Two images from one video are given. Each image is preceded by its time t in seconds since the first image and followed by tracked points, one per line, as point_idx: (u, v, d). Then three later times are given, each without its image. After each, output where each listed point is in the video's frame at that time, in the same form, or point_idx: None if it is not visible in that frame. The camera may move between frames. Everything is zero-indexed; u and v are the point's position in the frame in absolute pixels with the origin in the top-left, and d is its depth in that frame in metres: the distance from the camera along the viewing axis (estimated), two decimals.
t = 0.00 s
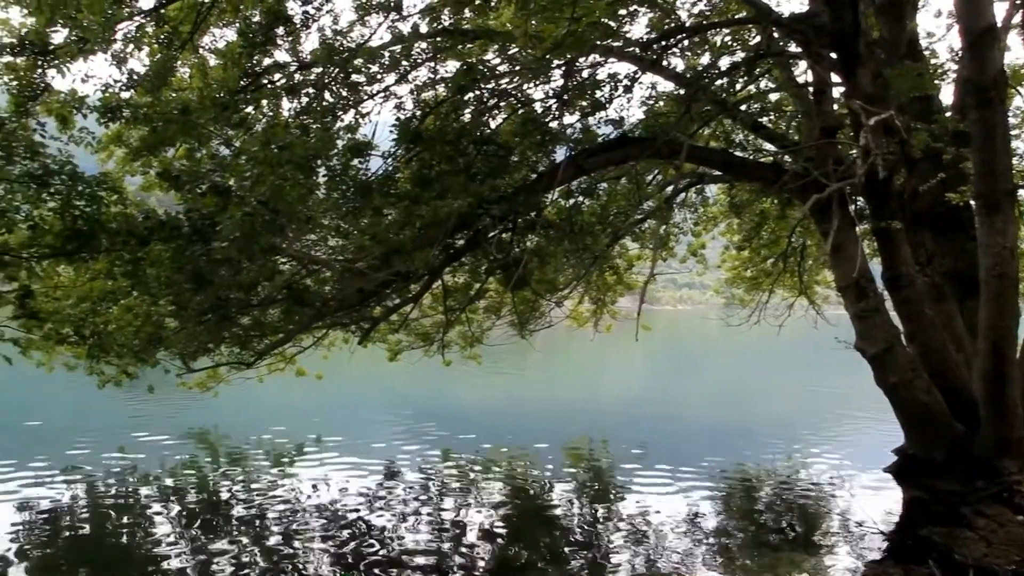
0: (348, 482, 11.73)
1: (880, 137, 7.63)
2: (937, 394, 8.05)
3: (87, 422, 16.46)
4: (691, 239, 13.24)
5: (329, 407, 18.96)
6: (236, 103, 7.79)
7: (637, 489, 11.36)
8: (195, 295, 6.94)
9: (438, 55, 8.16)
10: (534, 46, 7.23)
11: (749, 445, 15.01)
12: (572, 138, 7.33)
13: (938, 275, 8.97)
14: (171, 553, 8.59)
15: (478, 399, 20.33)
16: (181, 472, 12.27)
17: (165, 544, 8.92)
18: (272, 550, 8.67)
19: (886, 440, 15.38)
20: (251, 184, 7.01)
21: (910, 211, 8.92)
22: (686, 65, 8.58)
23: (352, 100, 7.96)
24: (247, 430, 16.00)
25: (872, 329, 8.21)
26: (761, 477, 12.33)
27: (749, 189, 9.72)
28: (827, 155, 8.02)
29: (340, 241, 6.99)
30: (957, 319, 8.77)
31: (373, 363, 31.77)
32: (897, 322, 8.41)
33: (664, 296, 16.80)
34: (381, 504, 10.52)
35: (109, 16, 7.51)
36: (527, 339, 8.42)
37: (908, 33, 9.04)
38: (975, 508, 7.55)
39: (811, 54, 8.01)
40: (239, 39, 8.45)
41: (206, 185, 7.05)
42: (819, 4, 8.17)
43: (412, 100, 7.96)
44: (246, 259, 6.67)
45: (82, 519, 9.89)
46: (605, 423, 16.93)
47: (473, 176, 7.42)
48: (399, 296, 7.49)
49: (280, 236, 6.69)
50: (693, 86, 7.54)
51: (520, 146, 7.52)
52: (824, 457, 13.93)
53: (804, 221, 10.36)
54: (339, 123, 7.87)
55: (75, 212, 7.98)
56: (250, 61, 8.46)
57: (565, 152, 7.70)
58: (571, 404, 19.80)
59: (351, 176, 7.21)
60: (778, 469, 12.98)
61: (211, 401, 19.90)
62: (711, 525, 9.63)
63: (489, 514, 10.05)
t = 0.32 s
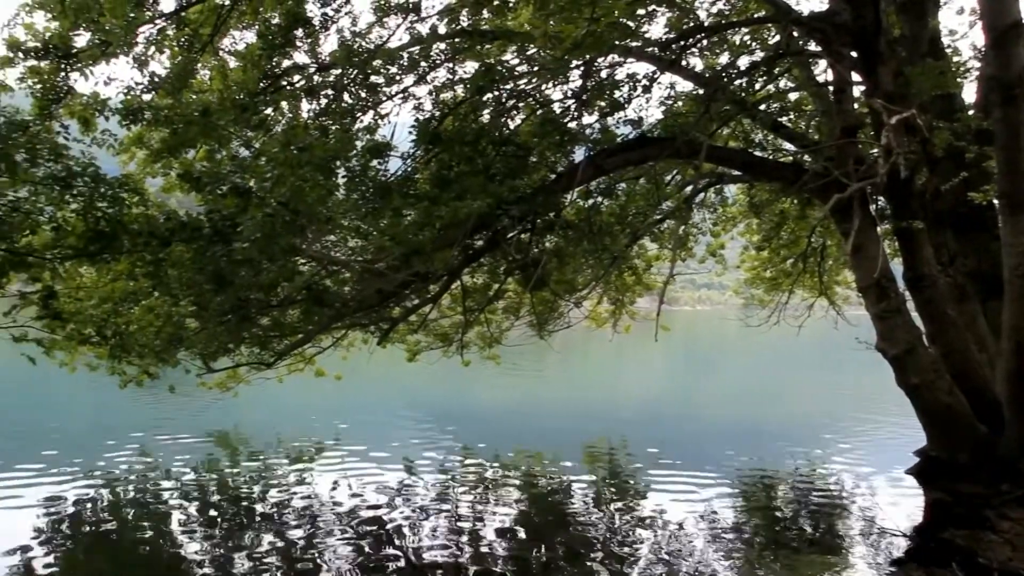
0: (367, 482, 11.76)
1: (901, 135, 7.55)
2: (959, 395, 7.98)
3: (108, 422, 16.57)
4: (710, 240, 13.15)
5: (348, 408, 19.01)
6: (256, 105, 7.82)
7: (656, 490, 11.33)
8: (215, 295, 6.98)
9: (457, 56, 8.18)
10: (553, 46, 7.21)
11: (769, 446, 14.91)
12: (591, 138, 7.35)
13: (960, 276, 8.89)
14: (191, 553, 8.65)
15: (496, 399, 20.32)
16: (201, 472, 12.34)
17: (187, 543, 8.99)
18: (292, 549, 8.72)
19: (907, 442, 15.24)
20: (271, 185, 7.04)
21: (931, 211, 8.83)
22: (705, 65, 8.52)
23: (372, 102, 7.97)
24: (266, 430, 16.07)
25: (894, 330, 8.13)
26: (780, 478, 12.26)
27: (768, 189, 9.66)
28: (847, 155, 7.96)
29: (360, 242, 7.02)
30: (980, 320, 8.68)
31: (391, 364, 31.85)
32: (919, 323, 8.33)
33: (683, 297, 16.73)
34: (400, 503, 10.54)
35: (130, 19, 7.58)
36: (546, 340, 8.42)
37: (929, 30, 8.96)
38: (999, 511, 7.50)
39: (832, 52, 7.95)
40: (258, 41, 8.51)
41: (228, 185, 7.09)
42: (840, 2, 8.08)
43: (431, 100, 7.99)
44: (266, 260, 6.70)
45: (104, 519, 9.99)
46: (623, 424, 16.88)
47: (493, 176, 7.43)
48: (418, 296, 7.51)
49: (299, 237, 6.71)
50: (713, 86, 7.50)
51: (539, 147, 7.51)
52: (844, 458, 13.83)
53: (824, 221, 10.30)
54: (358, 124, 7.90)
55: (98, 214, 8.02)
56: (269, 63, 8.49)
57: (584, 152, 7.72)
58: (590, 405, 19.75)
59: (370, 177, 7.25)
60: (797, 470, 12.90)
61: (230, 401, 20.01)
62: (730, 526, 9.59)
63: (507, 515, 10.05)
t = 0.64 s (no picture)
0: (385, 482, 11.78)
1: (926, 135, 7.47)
2: (982, 398, 8.16)
3: (129, 421, 16.68)
4: (732, 240, 12.68)
5: (366, 408, 19.05)
6: (276, 106, 7.86)
7: (675, 492, 11.27)
8: (236, 296, 7.01)
9: (476, 57, 8.20)
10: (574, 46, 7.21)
11: (789, 448, 14.80)
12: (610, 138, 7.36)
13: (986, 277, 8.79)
14: (213, 552, 8.71)
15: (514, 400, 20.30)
16: (221, 471, 12.41)
17: (207, 542, 9.05)
18: (312, 548, 8.77)
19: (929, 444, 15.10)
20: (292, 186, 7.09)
21: (956, 212, 8.62)
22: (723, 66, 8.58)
23: (391, 102, 8.00)
24: (285, 430, 16.11)
25: (916, 331, 8.10)
26: (800, 480, 12.18)
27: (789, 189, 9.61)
28: (870, 154, 7.89)
29: (379, 242, 6.93)
30: (1006, 322, 8.63)
31: (409, 364, 31.87)
32: (942, 325, 8.30)
33: (702, 298, 16.64)
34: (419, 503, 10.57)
35: (153, 22, 7.64)
36: (566, 340, 8.42)
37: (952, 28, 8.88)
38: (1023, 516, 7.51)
39: (854, 52, 7.92)
40: (279, 42, 8.56)
41: (249, 186, 7.22)
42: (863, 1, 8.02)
43: (450, 101, 8.02)
44: (287, 261, 6.73)
45: (125, 517, 10.07)
46: (641, 425, 16.82)
47: (512, 176, 7.41)
48: (438, 296, 7.53)
49: (321, 237, 6.73)
50: (733, 86, 7.46)
51: (558, 147, 7.48)
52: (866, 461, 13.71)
53: (845, 222, 10.26)
54: (378, 125, 7.94)
55: (121, 215, 8.06)
56: (290, 64, 8.53)
57: (605, 152, 7.73)
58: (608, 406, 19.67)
59: (390, 177, 7.28)
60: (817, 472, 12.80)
61: (249, 401, 20.09)
62: (749, 528, 9.55)
63: (526, 515, 10.04)
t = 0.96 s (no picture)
0: (403, 480, 11.81)
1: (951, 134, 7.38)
2: (1006, 400, 8.00)
3: (149, 418, 16.79)
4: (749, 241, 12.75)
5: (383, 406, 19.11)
6: (296, 104, 7.90)
7: (693, 493, 11.24)
8: (257, 293, 7.04)
9: (496, 56, 8.20)
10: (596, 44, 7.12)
11: (809, 450, 14.68)
12: (631, 137, 7.32)
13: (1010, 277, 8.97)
14: (232, 547, 8.77)
15: (531, 399, 20.29)
16: (241, 468, 12.48)
17: (227, 537, 9.11)
18: (330, 545, 8.81)
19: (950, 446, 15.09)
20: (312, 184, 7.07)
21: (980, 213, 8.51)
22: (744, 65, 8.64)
23: (411, 101, 8.05)
24: (304, 428, 16.13)
25: (939, 332, 8.00)
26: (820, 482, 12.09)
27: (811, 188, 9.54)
28: (892, 153, 7.83)
29: (399, 241, 6.97)
30: None
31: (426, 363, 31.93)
32: (965, 326, 8.22)
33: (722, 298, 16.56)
34: (437, 501, 10.59)
35: (176, 20, 7.78)
36: (585, 340, 8.41)
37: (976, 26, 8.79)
38: None
39: (877, 50, 7.88)
40: (300, 41, 8.59)
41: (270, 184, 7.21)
42: None
43: (470, 100, 8.04)
44: (307, 259, 6.76)
45: (145, 512, 10.14)
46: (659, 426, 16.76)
47: (532, 175, 7.36)
48: (457, 295, 7.54)
49: (341, 235, 6.73)
50: (755, 85, 7.41)
51: (579, 146, 7.49)
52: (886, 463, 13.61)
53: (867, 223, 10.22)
54: (398, 124, 7.96)
55: (143, 212, 8.11)
56: (311, 63, 8.57)
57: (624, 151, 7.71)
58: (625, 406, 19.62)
59: (411, 176, 7.30)
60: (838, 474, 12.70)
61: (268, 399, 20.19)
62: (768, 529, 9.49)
63: (544, 514, 10.04)
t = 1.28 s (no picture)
0: (422, 478, 11.83)
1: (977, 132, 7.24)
2: None
3: (170, 415, 16.92)
4: (772, 239, 12.44)
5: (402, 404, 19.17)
6: (317, 102, 7.91)
7: (712, 492, 11.19)
8: (278, 291, 7.06)
9: (516, 54, 8.19)
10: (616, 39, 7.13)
11: (829, 450, 14.60)
12: (651, 136, 7.31)
13: None
14: (253, 543, 8.84)
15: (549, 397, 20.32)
16: (260, 465, 12.55)
17: (247, 534, 9.16)
18: (349, 542, 8.87)
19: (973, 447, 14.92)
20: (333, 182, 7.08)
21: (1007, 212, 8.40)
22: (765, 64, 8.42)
23: (430, 99, 7.98)
24: (323, 425, 16.19)
25: (963, 332, 7.92)
26: (841, 483, 12.01)
27: (833, 186, 9.47)
28: (915, 151, 7.79)
29: (420, 239, 7.06)
30: None
31: (444, 360, 31.99)
32: (990, 326, 8.12)
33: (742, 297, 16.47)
34: (456, 499, 10.61)
35: (198, 20, 7.90)
36: (604, 338, 8.41)
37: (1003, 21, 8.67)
38: None
39: (900, 46, 7.84)
40: (320, 39, 8.63)
41: (291, 181, 7.24)
42: None
43: (490, 98, 8.03)
44: (327, 257, 6.79)
45: (167, 508, 10.23)
46: (678, 425, 16.71)
47: (553, 174, 7.27)
48: (477, 293, 7.56)
49: (361, 233, 6.73)
50: (777, 82, 7.33)
51: (599, 144, 7.43)
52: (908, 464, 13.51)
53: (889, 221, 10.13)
54: (418, 122, 7.95)
55: (166, 210, 8.13)
56: (331, 61, 8.59)
57: (645, 149, 7.69)
58: (643, 405, 19.59)
59: (432, 173, 7.29)
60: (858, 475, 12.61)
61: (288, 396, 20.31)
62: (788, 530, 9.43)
63: (563, 513, 10.03)
